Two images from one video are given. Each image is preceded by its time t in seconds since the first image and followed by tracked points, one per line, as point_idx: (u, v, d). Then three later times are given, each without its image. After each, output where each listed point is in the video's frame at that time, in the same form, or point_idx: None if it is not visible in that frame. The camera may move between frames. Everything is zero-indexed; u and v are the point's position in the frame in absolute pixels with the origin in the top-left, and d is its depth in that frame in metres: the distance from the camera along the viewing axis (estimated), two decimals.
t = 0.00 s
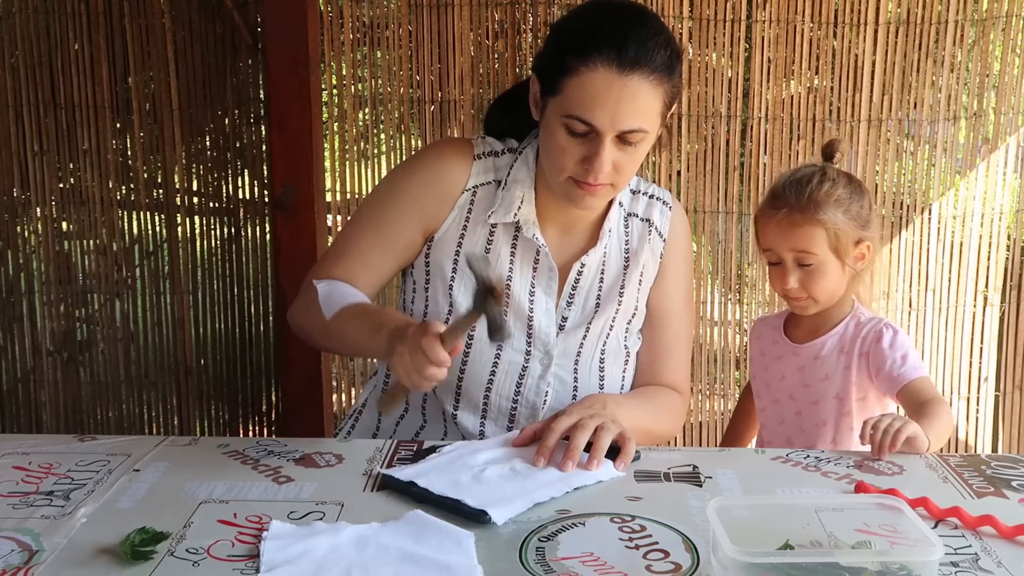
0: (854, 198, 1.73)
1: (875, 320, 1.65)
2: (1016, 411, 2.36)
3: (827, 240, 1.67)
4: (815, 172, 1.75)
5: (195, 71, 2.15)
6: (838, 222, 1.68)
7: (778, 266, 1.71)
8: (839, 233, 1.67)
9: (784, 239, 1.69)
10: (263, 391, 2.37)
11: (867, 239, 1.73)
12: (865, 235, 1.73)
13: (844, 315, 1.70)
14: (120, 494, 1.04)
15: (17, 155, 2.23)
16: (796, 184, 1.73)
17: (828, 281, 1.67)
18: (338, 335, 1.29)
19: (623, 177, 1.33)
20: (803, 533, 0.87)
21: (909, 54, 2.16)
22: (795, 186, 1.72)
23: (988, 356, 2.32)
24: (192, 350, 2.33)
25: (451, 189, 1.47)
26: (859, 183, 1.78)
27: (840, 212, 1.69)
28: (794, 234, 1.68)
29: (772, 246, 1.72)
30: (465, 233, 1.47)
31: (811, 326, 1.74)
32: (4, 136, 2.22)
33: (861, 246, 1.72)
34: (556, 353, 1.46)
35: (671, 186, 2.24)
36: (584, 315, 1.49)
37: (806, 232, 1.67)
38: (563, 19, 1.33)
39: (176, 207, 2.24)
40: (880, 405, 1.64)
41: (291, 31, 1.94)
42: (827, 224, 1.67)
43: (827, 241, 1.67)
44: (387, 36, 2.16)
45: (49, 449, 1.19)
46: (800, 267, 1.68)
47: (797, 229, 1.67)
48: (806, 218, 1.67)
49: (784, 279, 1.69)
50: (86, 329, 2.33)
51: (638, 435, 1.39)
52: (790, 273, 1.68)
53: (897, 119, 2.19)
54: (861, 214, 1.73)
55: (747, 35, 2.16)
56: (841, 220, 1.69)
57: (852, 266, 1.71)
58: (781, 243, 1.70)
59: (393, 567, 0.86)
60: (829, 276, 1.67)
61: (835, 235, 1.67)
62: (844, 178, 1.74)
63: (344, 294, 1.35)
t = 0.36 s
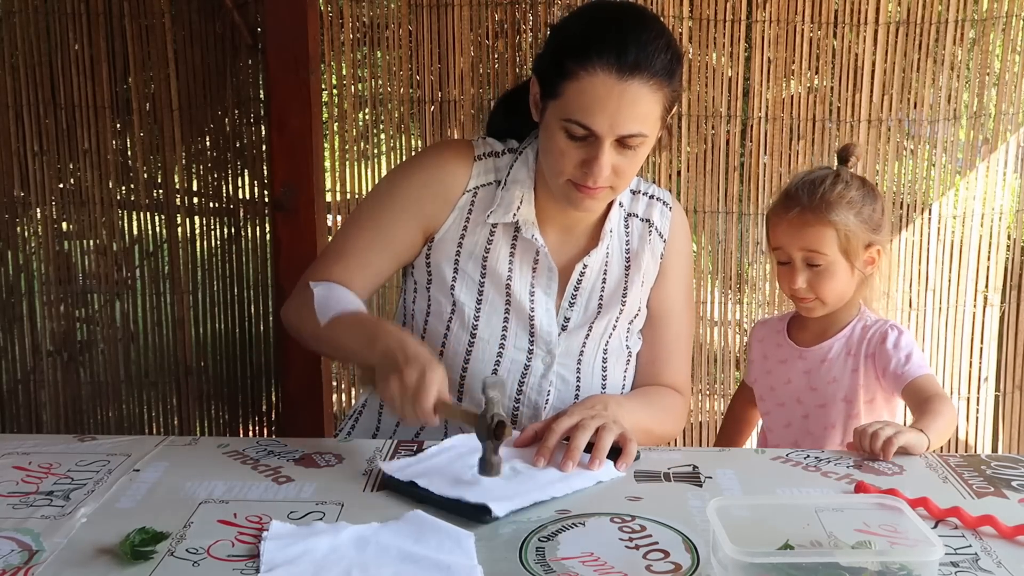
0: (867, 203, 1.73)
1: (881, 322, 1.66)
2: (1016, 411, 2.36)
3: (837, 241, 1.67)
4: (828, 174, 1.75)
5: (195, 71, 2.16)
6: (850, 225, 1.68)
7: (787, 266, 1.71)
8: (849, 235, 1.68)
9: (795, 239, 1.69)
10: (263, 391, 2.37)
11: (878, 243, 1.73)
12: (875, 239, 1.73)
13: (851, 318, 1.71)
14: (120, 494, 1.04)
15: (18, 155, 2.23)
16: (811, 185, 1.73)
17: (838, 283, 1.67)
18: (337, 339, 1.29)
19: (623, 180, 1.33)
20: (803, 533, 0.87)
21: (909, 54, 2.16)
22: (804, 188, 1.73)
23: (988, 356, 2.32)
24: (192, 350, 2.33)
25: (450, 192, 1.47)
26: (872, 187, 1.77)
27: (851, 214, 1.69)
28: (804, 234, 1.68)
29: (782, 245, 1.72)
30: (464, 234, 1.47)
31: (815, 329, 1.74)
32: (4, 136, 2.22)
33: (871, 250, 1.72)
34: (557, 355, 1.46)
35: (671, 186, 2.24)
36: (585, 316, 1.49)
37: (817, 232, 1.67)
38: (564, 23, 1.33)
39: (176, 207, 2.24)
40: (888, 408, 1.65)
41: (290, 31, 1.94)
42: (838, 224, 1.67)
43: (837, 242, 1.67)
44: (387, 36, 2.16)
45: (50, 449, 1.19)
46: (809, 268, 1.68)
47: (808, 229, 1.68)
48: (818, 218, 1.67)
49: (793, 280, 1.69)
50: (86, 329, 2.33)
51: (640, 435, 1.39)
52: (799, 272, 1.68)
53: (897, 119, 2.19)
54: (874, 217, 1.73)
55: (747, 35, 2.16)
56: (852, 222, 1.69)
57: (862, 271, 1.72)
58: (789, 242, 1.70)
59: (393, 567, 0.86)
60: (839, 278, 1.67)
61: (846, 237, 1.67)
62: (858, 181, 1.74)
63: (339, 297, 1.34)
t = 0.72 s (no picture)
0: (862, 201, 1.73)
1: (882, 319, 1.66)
2: (1016, 411, 2.36)
3: (834, 240, 1.67)
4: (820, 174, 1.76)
5: (195, 71, 2.15)
6: (843, 222, 1.68)
7: (786, 267, 1.71)
8: (845, 234, 1.68)
9: (791, 240, 1.70)
10: (264, 391, 2.37)
11: (875, 240, 1.73)
12: (872, 237, 1.74)
13: (851, 318, 1.71)
14: (120, 494, 1.04)
15: (17, 155, 2.23)
16: (803, 186, 1.74)
17: (836, 282, 1.67)
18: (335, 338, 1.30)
19: (621, 183, 1.33)
20: (803, 533, 0.87)
21: (909, 54, 2.16)
22: (804, 188, 1.73)
23: (988, 356, 2.32)
24: (192, 351, 2.33)
25: (448, 192, 1.47)
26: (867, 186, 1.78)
27: (847, 213, 1.69)
28: (801, 234, 1.68)
29: (779, 247, 1.72)
30: (462, 235, 1.47)
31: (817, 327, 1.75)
32: (4, 136, 2.22)
33: (867, 247, 1.72)
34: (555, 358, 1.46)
35: (671, 186, 2.24)
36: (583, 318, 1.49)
37: (813, 233, 1.67)
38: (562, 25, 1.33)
39: (177, 207, 2.24)
40: (889, 406, 1.65)
41: (290, 30, 1.94)
42: (834, 224, 1.67)
43: (833, 242, 1.67)
44: (387, 36, 2.16)
45: (50, 449, 1.19)
46: (807, 267, 1.68)
47: (805, 229, 1.68)
48: (814, 217, 1.68)
49: (792, 280, 1.69)
50: (86, 329, 2.33)
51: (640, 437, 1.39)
52: (798, 273, 1.68)
53: (897, 119, 2.19)
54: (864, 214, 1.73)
55: (747, 35, 2.16)
56: (849, 220, 1.69)
57: (860, 269, 1.72)
58: (787, 244, 1.70)
59: (393, 567, 0.86)
60: (837, 278, 1.67)
61: (843, 236, 1.68)
62: (850, 181, 1.75)
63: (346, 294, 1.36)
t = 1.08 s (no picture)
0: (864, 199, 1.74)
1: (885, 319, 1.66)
2: (1016, 411, 2.36)
3: (837, 240, 1.67)
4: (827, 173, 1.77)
5: (195, 71, 2.15)
6: (848, 223, 1.68)
7: (789, 267, 1.72)
8: (848, 232, 1.68)
9: (796, 239, 1.70)
10: (264, 391, 2.38)
11: (879, 240, 1.74)
12: (876, 236, 1.74)
13: (852, 318, 1.71)
14: (120, 494, 1.04)
15: (18, 155, 2.23)
16: (807, 186, 1.75)
17: (840, 282, 1.67)
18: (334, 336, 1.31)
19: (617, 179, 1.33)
20: (803, 533, 0.87)
21: (909, 54, 2.16)
22: (804, 189, 1.74)
23: (988, 356, 2.32)
24: (192, 351, 2.33)
25: (447, 192, 1.47)
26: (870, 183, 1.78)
27: (849, 213, 1.70)
28: (805, 233, 1.68)
29: (785, 247, 1.72)
30: (460, 236, 1.47)
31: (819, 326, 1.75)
32: (4, 137, 2.22)
33: (872, 247, 1.73)
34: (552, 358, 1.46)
35: (671, 186, 2.24)
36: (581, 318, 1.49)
37: (817, 232, 1.68)
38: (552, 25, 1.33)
39: (176, 208, 2.24)
40: (890, 406, 1.65)
41: (290, 31, 1.95)
42: (836, 222, 1.67)
43: (836, 241, 1.67)
44: (387, 36, 2.16)
45: (50, 449, 1.19)
46: (810, 267, 1.68)
47: (807, 228, 1.68)
48: (816, 217, 1.68)
49: (796, 280, 1.69)
50: (86, 329, 2.32)
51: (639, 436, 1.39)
52: (801, 273, 1.68)
53: (897, 119, 2.19)
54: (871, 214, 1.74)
55: (747, 35, 2.16)
56: (850, 221, 1.69)
57: (864, 268, 1.71)
58: (792, 244, 1.70)
59: (393, 567, 0.86)
60: (841, 277, 1.67)
61: (844, 235, 1.68)
62: (855, 179, 1.75)
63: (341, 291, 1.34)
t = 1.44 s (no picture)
0: (863, 201, 1.74)
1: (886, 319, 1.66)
2: (1016, 411, 2.36)
3: (836, 243, 1.67)
4: (819, 176, 1.77)
5: (195, 71, 2.15)
6: (846, 226, 1.68)
7: (788, 270, 1.72)
8: (847, 237, 1.68)
9: (794, 243, 1.70)
10: (263, 391, 2.38)
11: (877, 242, 1.74)
12: (874, 238, 1.74)
13: (852, 318, 1.71)
14: (120, 494, 1.04)
15: (17, 155, 2.23)
16: (802, 189, 1.75)
17: (839, 283, 1.67)
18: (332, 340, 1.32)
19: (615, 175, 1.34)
20: (803, 533, 0.87)
21: (909, 54, 2.16)
22: (803, 190, 1.74)
23: (988, 356, 2.32)
24: (192, 350, 2.33)
25: (445, 191, 1.47)
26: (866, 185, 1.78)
27: (848, 215, 1.70)
28: (803, 236, 1.68)
29: (782, 252, 1.72)
30: (460, 234, 1.47)
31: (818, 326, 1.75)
32: (4, 137, 2.22)
33: (870, 249, 1.73)
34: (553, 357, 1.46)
35: (671, 186, 2.24)
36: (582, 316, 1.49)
37: (815, 235, 1.68)
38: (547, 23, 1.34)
39: (176, 207, 2.24)
40: (891, 406, 1.65)
41: (290, 30, 1.95)
42: (835, 226, 1.67)
43: (835, 244, 1.67)
44: (387, 36, 2.16)
45: (50, 449, 1.19)
46: (810, 271, 1.68)
47: (806, 233, 1.68)
48: (815, 221, 1.68)
49: (796, 283, 1.69)
50: (86, 329, 2.32)
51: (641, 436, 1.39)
52: (801, 276, 1.68)
53: (897, 119, 2.19)
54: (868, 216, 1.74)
55: (747, 35, 2.16)
56: (849, 222, 1.69)
57: (863, 270, 1.72)
58: (789, 248, 1.70)
59: (393, 567, 0.86)
60: (840, 278, 1.67)
61: (844, 238, 1.68)
62: (852, 182, 1.75)
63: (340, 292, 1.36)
